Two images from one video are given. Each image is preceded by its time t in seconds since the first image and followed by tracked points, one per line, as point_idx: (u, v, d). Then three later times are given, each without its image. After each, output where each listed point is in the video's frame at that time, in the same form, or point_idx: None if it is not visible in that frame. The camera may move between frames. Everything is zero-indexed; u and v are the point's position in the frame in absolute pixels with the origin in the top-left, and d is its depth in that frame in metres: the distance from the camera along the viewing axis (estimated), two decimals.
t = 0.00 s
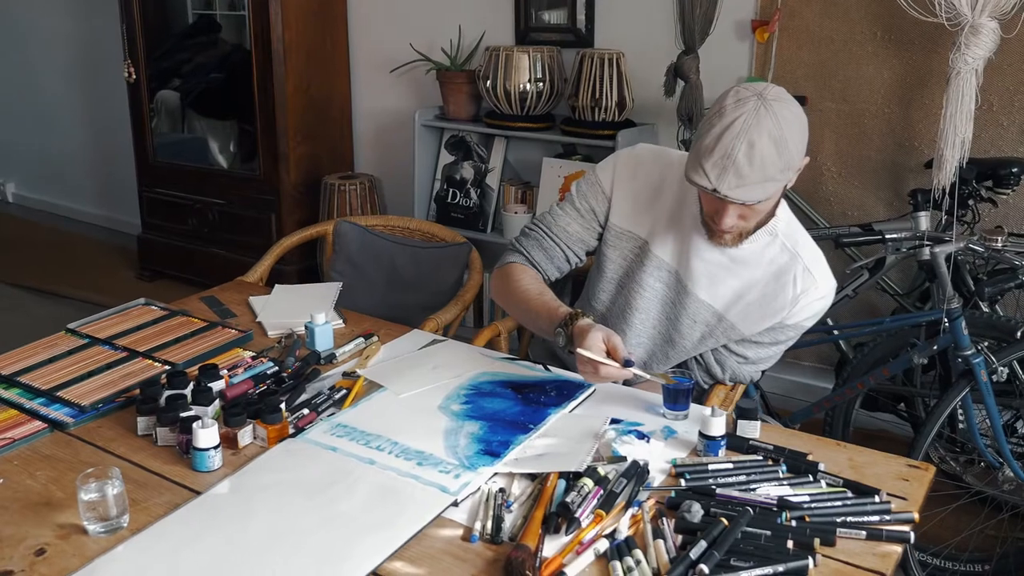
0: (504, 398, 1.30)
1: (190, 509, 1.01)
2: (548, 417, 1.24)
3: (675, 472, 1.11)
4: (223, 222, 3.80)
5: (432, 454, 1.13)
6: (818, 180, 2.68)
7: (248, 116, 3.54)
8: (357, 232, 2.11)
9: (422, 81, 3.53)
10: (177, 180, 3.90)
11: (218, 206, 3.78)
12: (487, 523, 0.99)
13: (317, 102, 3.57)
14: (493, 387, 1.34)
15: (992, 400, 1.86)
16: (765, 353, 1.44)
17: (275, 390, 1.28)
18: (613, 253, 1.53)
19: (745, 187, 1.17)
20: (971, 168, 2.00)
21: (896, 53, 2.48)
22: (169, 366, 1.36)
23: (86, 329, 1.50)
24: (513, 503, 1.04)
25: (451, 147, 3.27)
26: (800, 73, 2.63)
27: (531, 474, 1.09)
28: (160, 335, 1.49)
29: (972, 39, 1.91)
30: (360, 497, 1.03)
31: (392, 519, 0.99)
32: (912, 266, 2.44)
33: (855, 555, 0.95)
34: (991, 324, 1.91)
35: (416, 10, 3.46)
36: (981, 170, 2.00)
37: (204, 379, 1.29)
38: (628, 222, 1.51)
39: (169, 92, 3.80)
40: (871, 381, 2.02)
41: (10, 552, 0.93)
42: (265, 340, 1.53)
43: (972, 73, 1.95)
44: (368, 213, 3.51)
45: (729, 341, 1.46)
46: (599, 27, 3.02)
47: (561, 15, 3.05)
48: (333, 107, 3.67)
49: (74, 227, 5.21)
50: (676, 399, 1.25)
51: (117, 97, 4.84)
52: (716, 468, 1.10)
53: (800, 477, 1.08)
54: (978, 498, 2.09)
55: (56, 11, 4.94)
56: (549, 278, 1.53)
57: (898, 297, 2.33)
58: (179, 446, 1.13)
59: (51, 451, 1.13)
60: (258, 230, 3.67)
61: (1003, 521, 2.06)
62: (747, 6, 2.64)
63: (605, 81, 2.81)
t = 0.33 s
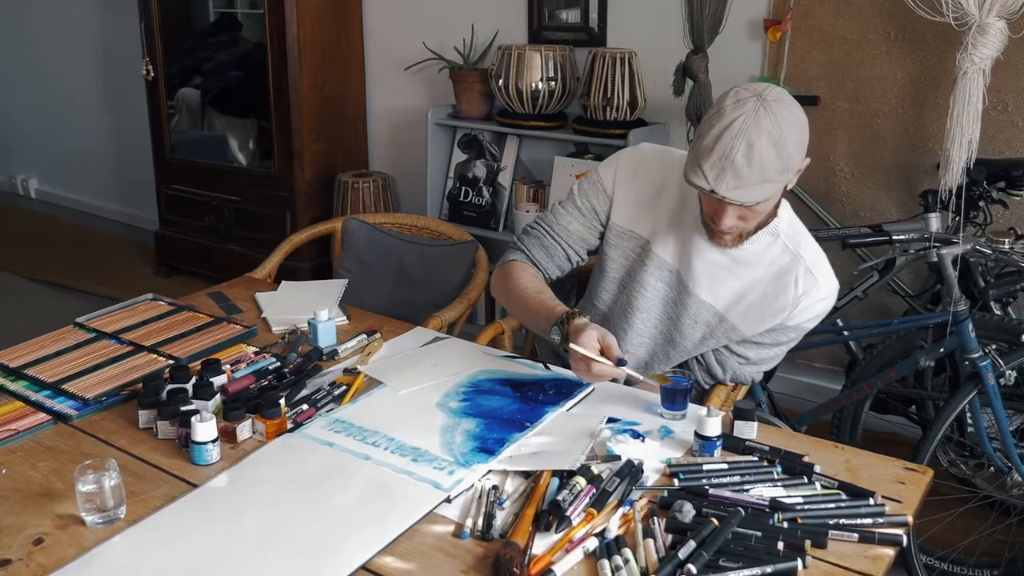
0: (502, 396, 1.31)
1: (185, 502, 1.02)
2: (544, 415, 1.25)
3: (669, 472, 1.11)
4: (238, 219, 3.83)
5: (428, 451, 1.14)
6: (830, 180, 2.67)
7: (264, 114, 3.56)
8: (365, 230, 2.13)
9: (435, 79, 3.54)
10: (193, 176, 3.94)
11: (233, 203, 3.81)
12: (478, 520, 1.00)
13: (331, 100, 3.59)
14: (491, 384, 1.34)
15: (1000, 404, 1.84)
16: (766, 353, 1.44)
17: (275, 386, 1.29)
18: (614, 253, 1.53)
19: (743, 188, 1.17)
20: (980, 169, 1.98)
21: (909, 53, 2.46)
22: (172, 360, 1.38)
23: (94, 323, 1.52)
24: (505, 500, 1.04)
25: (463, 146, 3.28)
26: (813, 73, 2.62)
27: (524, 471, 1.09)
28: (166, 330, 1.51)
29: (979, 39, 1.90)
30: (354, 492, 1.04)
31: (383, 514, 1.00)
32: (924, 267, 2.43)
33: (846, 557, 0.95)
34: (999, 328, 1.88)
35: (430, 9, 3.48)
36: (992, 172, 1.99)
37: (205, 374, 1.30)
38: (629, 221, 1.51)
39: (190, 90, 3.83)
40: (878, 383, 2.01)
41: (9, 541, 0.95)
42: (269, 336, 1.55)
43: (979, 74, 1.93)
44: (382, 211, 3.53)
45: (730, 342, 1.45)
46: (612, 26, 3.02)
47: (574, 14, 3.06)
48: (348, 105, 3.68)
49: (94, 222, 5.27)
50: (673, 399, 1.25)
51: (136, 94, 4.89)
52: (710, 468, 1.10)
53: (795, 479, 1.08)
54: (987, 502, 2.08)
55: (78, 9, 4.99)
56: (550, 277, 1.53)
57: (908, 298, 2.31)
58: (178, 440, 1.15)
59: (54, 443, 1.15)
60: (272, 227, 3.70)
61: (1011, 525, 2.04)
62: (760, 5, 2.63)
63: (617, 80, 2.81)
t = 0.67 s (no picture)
0: (503, 395, 1.31)
1: (184, 496, 1.04)
2: (544, 415, 1.25)
3: (666, 473, 1.11)
4: (257, 217, 3.87)
5: (425, 449, 1.14)
6: (847, 182, 2.65)
7: (283, 112, 3.59)
8: (376, 228, 2.14)
9: (453, 79, 3.55)
10: (213, 174, 3.98)
11: (252, 201, 3.85)
12: (472, 518, 1.00)
13: (350, 99, 3.61)
14: (493, 383, 1.35)
15: (1011, 409, 1.81)
16: (771, 356, 1.42)
17: (278, 382, 1.30)
18: (620, 253, 1.53)
19: (744, 188, 1.18)
20: (993, 170, 1.96)
21: (927, 53, 2.43)
22: (179, 356, 1.39)
23: (105, 319, 1.55)
24: (500, 499, 1.05)
25: (480, 145, 3.29)
26: (829, 73, 2.60)
27: (522, 470, 1.10)
28: (175, 326, 1.53)
29: (991, 40, 1.87)
30: (351, 489, 1.05)
31: (377, 512, 1.01)
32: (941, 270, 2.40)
33: (840, 560, 0.94)
34: (1011, 332, 1.86)
35: (448, 9, 3.49)
36: (1008, 174, 1.96)
37: (210, 370, 1.32)
38: (634, 222, 1.52)
39: (214, 89, 3.87)
40: (887, 387, 1.99)
41: (11, 532, 0.96)
42: (276, 332, 1.56)
43: (992, 75, 1.91)
44: (398, 210, 3.55)
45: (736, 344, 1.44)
46: (628, 25, 3.01)
47: (590, 14, 3.06)
48: (366, 104, 3.70)
49: (118, 219, 5.34)
50: (674, 400, 1.25)
51: (159, 92, 4.95)
52: (708, 470, 1.10)
53: (792, 482, 1.07)
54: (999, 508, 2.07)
55: (103, 8, 5.06)
56: (555, 277, 1.55)
57: (923, 301, 2.28)
58: (180, 435, 1.16)
59: (59, 436, 1.17)
60: (290, 225, 3.73)
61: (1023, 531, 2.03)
62: (778, 5, 2.62)
63: (633, 80, 2.81)
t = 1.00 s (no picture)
0: (507, 396, 1.31)
1: (186, 492, 1.05)
2: (547, 416, 1.25)
3: (666, 476, 1.10)
4: (278, 214, 3.90)
5: (427, 449, 1.15)
6: (866, 184, 2.62)
7: (303, 110, 3.62)
8: (390, 227, 2.15)
9: (472, 78, 3.57)
10: (235, 172, 4.02)
11: (274, 199, 3.88)
12: (469, 518, 1.00)
13: (370, 98, 3.63)
14: (498, 384, 1.35)
15: None
16: (778, 359, 1.41)
17: (285, 380, 1.32)
18: (628, 255, 1.54)
19: (742, 189, 1.21)
20: (1009, 174, 1.93)
21: (948, 55, 2.40)
22: (189, 353, 1.41)
23: (118, 315, 1.57)
24: (499, 500, 1.05)
25: (499, 144, 3.29)
26: (849, 74, 2.57)
27: (522, 472, 1.10)
28: (186, 323, 1.55)
29: (1005, 42, 1.85)
30: (351, 488, 1.06)
31: (375, 512, 1.02)
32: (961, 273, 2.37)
33: (836, 567, 0.94)
34: None
35: (467, 8, 3.50)
36: None
37: (218, 367, 1.33)
38: (641, 224, 1.53)
39: (241, 87, 3.91)
40: (900, 391, 1.97)
41: (16, 525, 0.98)
42: (286, 331, 1.58)
43: (1006, 77, 1.89)
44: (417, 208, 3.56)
45: (743, 346, 1.44)
46: (648, 25, 3.00)
47: (609, 14, 3.05)
48: (387, 103, 3.72)
49: (143, 215, 5.41)
50: (678, 403, 1.24)
51: (183, 90, 5.01)
52: (708, 474, 1.10)
53: (793, 487, 1.07)
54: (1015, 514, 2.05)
55: (130, 7, 5.12)
56: (561, 279, 1.57)
57: (941, 305, 2.25)
58: (186, 432, 1.18)
59: (67, 431, 1.19)
60: (311, 222, 3.76)
61: None
62: (798, 5, 2.59)
63: (651, 80, 2.80)
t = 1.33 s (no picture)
0: (513, 397, 1.31)
1: (190, 488, 1.06)
2: (552, 418, 1.25)
3: (668, 481, 1.10)
4: (299, 212, 3.93)
5: (430, 449, 1.15)
6: (888, 186, 2.59)
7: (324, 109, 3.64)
8: (404, 227, 2.16)
9: (492, 77, 3.57)
10: (257, 169, 4.05)
11: (295, 196, 3.91)
12: (468, 520, 1.01)
13: (391, 97, 3.64)
14: (505, 385, 1.35)
15: None
16: (787, 364, 1.42)
17: (294, 379, 1.33)
18: (637, 258, 1.55)
19: (747, 194, 1.22)
20: None
21: (971, 56, 2.37)
22: (199, 351, 1.42)
23: (132, 312, 1.59)
24: (499, 502, 1.05)
25: (518, 144, 3.29)
26: (871, 74, 2.54)
27: (523, 474, 1.10)
28: (199, 320, 1.56)
29: None
30: (353, 488, 1.07)
31: (375, 511, 1.02)
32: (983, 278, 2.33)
33: None
34: None
35: (488, 8, 3.50)
36: None
37: (228, 365, 1.35)
38: (650, 227, 1.54)
39: (266, 84, 3.93)
40: (916, 398, 1.95)
41: (23, 519, 1.00)
42: (297, 329, 1.59)
43: None
44: (436, 208, 3.57)
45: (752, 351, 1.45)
46: (668, 26, 2.98)
47: (629, 13, 3.04)
48: (408, 102, 3.73)
49: (168, 211, 5.48)
50: (683, 407, 1.24)
51: (208, 88, 5.05)
52: (711, 479, 1.09)
53: (796, 494, 1.06)
54: None
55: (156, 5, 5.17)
56: (569, 281, 1.59)
57: (963, 310, 2.21)
58: (193, 429, 1.19)
59: (77, 427, 1.20)
60: (331, 220, 3.79)
61: None
62: (819, 6, 2.57)
63: (670, 81, 2.78)
